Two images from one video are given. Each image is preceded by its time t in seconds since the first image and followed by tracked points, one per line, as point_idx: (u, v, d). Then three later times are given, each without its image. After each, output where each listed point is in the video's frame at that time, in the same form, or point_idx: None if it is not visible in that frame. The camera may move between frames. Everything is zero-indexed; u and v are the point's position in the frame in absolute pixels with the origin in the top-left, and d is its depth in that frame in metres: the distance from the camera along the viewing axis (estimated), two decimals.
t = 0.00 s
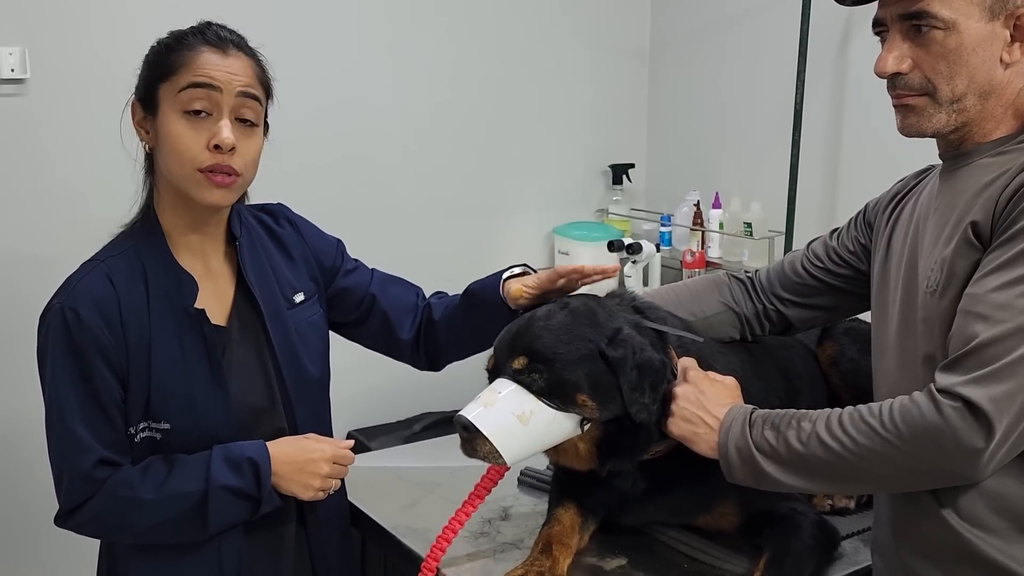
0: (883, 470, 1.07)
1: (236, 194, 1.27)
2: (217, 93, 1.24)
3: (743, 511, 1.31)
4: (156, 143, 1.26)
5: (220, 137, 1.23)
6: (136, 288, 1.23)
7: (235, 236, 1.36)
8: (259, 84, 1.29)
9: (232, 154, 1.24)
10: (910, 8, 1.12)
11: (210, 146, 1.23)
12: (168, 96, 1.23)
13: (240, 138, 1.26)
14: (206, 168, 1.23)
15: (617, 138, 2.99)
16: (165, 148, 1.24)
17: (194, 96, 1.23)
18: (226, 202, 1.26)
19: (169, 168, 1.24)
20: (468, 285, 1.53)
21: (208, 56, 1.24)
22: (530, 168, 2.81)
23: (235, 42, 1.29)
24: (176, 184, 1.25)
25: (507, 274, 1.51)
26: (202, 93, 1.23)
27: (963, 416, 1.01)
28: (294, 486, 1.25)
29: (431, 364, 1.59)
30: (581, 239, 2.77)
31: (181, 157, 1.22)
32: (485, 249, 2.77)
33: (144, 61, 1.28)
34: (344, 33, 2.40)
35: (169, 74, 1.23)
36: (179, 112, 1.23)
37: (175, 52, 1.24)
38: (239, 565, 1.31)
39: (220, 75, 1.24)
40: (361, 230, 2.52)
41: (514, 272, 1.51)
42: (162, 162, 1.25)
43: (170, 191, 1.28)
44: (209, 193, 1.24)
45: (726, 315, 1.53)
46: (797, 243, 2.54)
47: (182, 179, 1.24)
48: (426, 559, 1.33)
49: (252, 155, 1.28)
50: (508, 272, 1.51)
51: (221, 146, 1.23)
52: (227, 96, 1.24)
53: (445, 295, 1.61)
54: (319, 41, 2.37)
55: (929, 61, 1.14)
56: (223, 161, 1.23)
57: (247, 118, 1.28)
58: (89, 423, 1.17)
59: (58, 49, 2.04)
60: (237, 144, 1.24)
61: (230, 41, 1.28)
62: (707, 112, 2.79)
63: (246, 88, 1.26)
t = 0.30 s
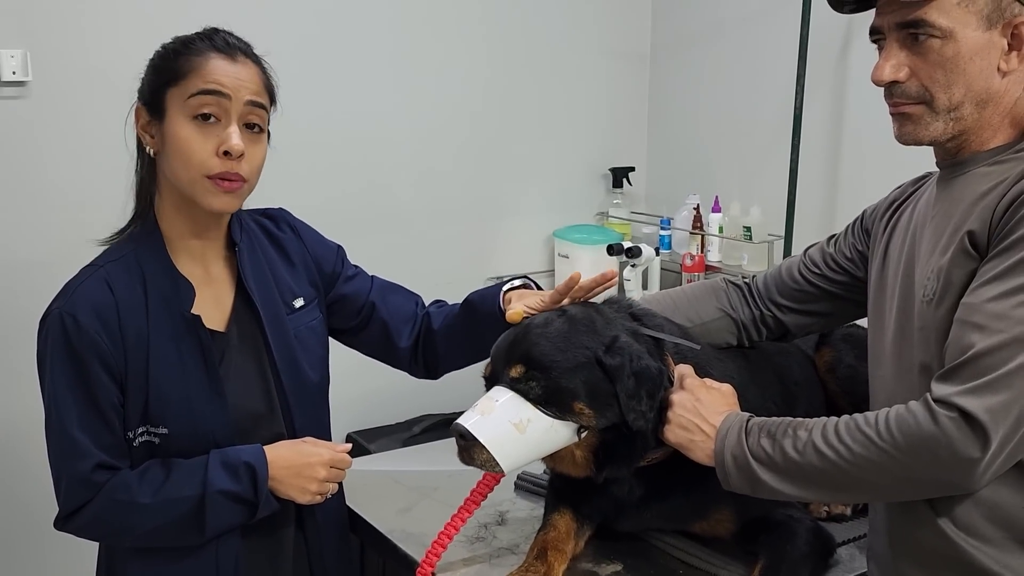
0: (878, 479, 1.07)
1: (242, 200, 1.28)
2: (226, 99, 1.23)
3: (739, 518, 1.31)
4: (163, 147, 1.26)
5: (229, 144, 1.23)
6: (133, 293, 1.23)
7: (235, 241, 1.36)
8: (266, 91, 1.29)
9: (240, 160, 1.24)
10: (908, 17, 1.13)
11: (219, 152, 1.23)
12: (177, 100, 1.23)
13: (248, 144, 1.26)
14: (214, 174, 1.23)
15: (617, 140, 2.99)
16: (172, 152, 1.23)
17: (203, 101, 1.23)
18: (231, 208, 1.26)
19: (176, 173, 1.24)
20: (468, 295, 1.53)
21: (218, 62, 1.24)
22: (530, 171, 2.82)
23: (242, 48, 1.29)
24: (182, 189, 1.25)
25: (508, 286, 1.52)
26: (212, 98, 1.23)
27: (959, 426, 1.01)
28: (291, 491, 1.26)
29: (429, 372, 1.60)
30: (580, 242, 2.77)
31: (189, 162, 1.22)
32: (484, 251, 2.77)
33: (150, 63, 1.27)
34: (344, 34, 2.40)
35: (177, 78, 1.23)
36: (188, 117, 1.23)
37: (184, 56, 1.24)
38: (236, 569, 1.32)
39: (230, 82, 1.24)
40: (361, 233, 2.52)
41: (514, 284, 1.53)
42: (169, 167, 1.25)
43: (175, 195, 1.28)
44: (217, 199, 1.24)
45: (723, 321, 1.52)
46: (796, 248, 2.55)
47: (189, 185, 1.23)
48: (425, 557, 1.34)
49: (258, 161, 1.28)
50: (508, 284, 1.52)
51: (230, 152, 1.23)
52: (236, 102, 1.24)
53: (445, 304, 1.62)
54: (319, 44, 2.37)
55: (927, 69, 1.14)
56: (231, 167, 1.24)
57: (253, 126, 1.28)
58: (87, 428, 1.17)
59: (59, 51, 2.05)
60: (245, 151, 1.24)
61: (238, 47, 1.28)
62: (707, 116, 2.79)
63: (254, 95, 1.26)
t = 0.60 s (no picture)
0: (873, 489, 1.07)
1: (240, 207, 1.28)
2: (226, 106, 1.24)
3: (734, 526, 1.31)
4: (161, 153, 1.26)
5: (229, 151, 1.23)
6: (129, 298, 1.24)
7: (231, 247, 1.36)
8: (264, 99, 1.30)
9: (239, 167, 1.25)
10: (904, 25, 1.12)
11: (219, 159, 1.23)
12: (176, 107, 1.23)
13: (247, 151, 1.27)
14: (213, 181, 1.24)
15: (619, 144, 2.99)
16: (171, 159, 1.23)
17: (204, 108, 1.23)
18: (230, 214, 1.27)
19: (175, 180, 1.24)
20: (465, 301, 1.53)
21: (218, 69, 1.24)
22: (532, 174, 2.82)
23: (240, 56, 1.29)
24: (181, 196, 1.25)
25: (505, 294, 1.51)
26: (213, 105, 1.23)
27: (953, 437, 1.01)
28: (287, 495, 1.26)
29: (426, 376, 1.60)
30: (581, 246, 2.76)
31: (189, 168, 1.23)
32: (485, 254, 2.77)
33: (148, 69, 1.27)
34: (346, 37, 2.40)
35: (177, 85, 1.23)
36: (188, 124, 1.23)
37: (183, 63, 1.24)
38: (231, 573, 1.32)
39: (230, 89, 1.24)
40: (362, 236, 2.52)
41: (512, 292, 1.52)
42: (168, 173, 1.25)
43: (172, 202, 1.28)
44: (216, 205, 1.25)
45: (720, 328, 1.52)
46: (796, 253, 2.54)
47: (188, 191, 1.24)
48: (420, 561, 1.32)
49: (257, 168, 1.29)
50: (506, 292, 1.51)
51: (230, 159, 1.23)
52: (236, 109, 1.25)
53: (443, 308, 1.62)
54: (320, 47, 2.37)
55: (923, 78, 1.14)
56: (231, 175, 1.24)
57: (252, 133, 1.29)
58: (83, 434, 1.17)
59: (61, 53, 2.06)
60: (245, 158, 1.24)
61: (237, 54, 1.29)
62: (708, 120, 2.79)
63: (253, 103, 1.27)
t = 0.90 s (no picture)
0: (868, 497, 1.07)
1: (239, 213, 1.30)
2: (228, 115, 1.24)
3: (731, 533, 1.31)
4: (160, 160, 1.26)
5: (231, 160, 1.24)
6: (126, 303, 1.25)
7: (228, 252, 1.37)
8: (262, 106, 1.30)
9: (240, 176, 1.26)
10: (900, 32, 1.12)
11: (221, 168, 1.24)
12: (177, 115, 1.23)
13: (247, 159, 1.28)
14: (215, 190, 1.25)
15: (624, 147, 2.99)
16: (172, 167, 1.24)
17: (206, 116, 1.23)
18: (230, 221, 1.28)
19: (176, 187, 1.25)
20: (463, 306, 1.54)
21: (219, 78, 1.25)
22: (536, 177, 2.82)
23: (238, 62, 1.29)
24: (181, 203, 1.26)
25: (502, 300, 1.51)
26: (214, 114, 1.23)
27: (948, 446, 1.00)
28: (283, 501, 1.26)
29: (423, 377, 1.60)
30: (586, 249, 2.76)
31: (190, 177, 1.23)
32: (489, 258, 2.78)
33: (146, 76, 1.27)
34: (351, 40, 2.41)
35: (177, 93, 1.23)
36: (189, 132, 1.23)
37: (183, 71, 1.24)
38: None
39: (232, 98, 1.25)
40: (366, 239, 2.53)
41: (509, 298, 1.52)
42: (167, 180, 1.25)
43: (171, 208, 1.29)
44: (217, 212, 1.26)
45: (718, 333, 1.52)
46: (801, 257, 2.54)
47: (189, 199, 1.25)
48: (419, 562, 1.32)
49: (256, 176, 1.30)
50: (503, 298, 1.52)
51: (232, 168, 1.24)
52: (237, 118, 1.25)
53: (441, 311, 1.63)
54: (325, 50, 2.38)
55: (920, 84, 1.13)
56: (232, 183, 1.25)
57: (250, 141, 1.30)
58: (78, 439, 1.18)
59: (66, 57, 2.07)
60: (246, 167, 1.26)
61: (234, 61, 1.29)
62: (714, 123, 2.79)
63: (253, 111, 1.28)
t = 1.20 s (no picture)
0: (932, 521, 0.99)
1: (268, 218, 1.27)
2: (259, 118, 1.21)
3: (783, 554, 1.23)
4: (188, 163, 1.24)
5: (263, 165, 1.21)
6: (141, 307, 1.22)
7: (251, 250, 1.33)
8: (292, 109, 1.28)
9: (271, 180, 1.23)
10: (966, 20, 1.04)
11: (252, 172, 1.21)
12: (207, 118, 1.21)
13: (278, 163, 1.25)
14: (245, 194, 1.22)
15: (674, 147, 2.91)
16: (201, 170, 1.21)
17: (237, 119, 1.20)
18: (260, 227, 1.25)
19: (205, 191, 1.22)
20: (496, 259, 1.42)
21: (250, 80, 1.22)
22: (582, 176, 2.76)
23: (269, 64, 1.27)
24: (209, 207, 1.23)
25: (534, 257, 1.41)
26: (246, 117, 1.20)
27: (1020, 467, 0.93)
28: (300, 516, 1.22)
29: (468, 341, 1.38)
30: (633, 252, 2.69)
31: (220, 181, 1.21)
32: (533, 260, 2.72)
33: (175, 77, 1.24)
34: (394, 40, 2.38)
35: (208, 95, 1.21)
36: (219, 136, 1.21)
37: (214, 72, 1.22)
38: None
39: (263, 101, 1.22)
40: (408, 241, 2.50)
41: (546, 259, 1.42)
42: (197, 184, 1.23)
43: (199, 212, 1.27)
44: (247, 218, 1.23)
45: (769, 342, 1.45)
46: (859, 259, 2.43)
47: (219, 204, 1.22)
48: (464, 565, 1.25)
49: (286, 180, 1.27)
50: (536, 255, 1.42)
51: (263, 173, 1.21)
52: (269, 121, 1.22)
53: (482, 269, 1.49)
54: (367, 51, 2.35)
55: (989, 76, 1.05)
56: (263, 188, 1.22)
57: (281, 145, 1.27)
58: (94, 445, 1.17)
59: (109, 60, 2.08)
60: (277, 172, 1.23)
61: (265, 62, 1.26)
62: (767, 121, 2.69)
63: (284, 114, 1.25)
